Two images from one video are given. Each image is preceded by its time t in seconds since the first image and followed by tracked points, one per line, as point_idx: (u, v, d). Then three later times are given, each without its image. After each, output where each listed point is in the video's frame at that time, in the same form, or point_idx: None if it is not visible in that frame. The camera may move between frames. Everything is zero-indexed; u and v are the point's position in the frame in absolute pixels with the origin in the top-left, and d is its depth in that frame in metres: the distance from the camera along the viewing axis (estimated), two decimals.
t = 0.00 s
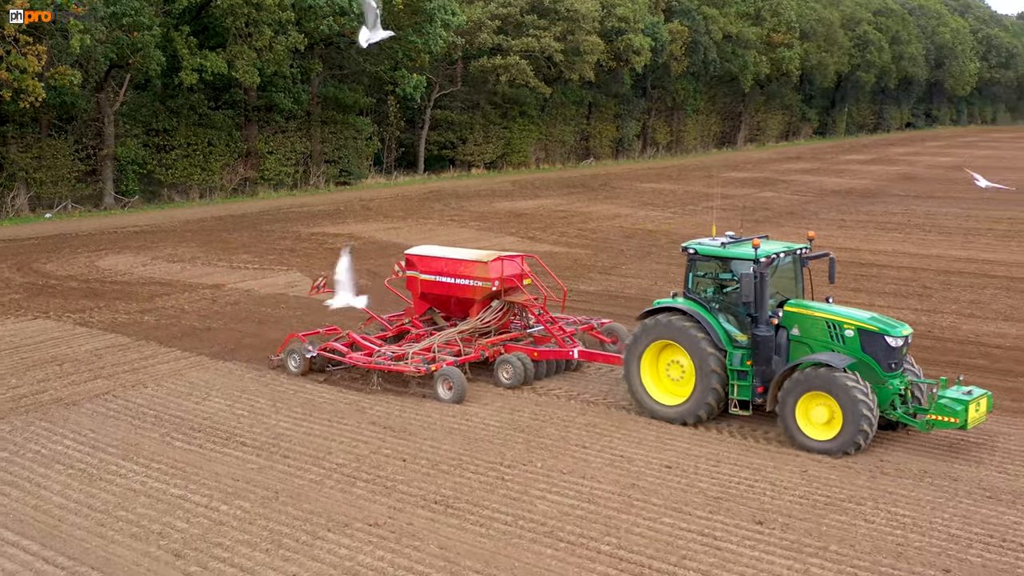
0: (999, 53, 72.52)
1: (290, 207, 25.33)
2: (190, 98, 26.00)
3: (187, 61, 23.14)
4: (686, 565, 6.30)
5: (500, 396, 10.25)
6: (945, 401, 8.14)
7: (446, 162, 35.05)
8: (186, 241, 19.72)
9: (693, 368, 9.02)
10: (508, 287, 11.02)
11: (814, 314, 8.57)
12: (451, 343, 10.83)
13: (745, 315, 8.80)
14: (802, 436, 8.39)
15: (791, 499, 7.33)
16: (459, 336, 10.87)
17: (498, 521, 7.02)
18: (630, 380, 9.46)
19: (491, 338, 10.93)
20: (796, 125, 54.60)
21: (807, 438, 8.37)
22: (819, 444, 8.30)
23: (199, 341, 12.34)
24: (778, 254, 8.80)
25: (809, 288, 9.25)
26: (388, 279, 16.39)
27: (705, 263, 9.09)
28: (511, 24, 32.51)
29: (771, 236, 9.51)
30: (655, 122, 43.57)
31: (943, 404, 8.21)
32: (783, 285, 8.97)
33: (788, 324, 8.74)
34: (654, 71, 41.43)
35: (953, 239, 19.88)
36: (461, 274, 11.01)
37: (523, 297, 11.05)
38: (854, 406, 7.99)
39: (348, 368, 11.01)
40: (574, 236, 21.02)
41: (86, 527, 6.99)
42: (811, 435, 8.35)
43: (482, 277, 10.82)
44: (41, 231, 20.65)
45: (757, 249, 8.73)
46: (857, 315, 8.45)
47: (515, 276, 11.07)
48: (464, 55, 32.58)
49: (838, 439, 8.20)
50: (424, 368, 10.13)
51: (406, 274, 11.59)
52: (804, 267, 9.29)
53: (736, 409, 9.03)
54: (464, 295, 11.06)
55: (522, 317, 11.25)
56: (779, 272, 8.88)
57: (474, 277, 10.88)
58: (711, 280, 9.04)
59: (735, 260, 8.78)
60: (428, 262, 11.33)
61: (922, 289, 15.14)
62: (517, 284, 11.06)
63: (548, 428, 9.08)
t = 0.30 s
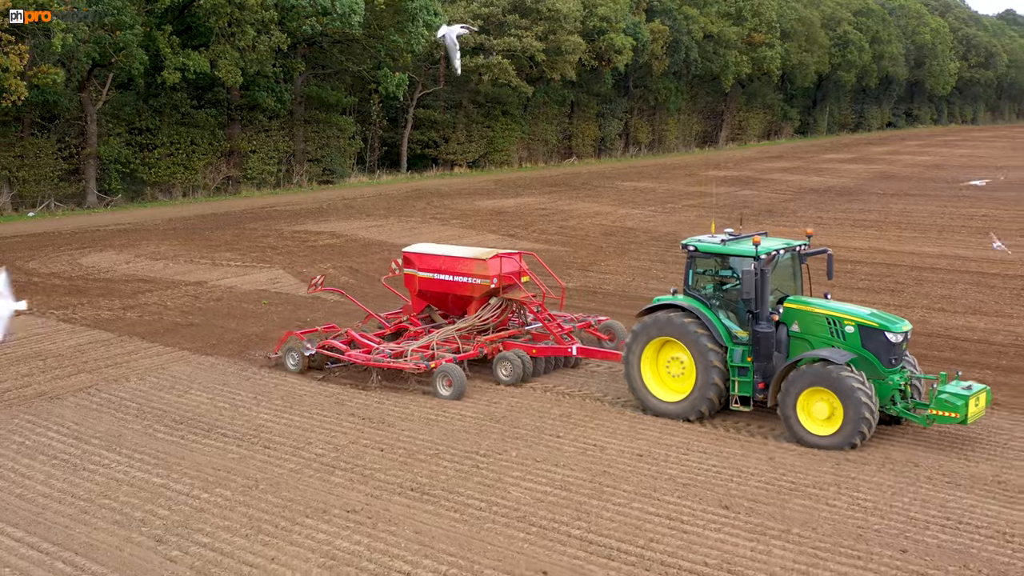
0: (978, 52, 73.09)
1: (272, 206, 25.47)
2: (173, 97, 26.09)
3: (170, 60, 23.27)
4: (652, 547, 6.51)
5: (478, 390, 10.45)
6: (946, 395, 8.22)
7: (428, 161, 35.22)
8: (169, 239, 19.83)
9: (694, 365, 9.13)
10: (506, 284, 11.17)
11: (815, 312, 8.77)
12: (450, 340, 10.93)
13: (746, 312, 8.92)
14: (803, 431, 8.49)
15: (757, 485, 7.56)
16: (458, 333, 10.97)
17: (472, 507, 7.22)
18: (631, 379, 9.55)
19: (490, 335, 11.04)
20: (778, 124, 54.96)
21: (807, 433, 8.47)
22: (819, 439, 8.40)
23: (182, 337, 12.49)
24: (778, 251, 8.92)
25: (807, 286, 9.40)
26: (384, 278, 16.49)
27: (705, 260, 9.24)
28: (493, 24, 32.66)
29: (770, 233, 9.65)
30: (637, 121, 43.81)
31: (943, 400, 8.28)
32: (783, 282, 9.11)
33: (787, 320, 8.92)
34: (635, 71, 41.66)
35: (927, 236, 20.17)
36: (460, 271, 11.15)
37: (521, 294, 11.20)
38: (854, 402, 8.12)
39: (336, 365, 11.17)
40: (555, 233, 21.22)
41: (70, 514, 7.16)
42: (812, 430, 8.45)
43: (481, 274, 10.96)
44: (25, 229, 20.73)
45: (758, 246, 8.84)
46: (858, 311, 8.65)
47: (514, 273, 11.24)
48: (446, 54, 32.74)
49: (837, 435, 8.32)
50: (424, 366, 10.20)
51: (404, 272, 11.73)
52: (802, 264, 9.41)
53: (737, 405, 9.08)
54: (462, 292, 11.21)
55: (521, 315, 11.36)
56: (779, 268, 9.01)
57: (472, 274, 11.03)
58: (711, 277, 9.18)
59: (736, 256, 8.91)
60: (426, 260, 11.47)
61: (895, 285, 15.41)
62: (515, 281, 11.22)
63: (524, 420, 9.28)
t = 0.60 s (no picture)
0: (956, 52, 73.73)
1: (254, 205, 25.60)
2: (154, 96, 26.18)
3: (151, 60, 23.35)
4: (618, 532, 6.73)
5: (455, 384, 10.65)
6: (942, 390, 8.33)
7: (410, 160, 35.37)
8: (151, 237, 19.93)
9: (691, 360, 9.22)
10: (503, 283, 11.18)
11: (812, 308, 8.82)
12: (447, 338, 10.98)
13: (743, 309, 9.00)
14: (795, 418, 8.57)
15: (721, 473, 7.80)
16: (455, 331, 11.05)
17: (445, 495, 7.42)
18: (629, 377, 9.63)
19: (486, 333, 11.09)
20: (758, 123, 55.34)
21: (799, 422, 8.57)
22: (811, 433, 8.51)
23: (163, 333, 12.64)
24: (775, 248, 9.01)
25: (804, 282, 9.47)
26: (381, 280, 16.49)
27: (702, 258, 9.30)
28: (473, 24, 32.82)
29: (766, 231, 9.74)
30: (617, 120, 44.06)
31: (940, 394, 8.39)
32: (778, 280, 9.21)
33: (785, 318, 8.96)
34: (615, 70, 41.91)
35: (900, 233, 20.48)
36: (456, 270, 11.18)
37: (516, 292, 11.20)
38: (853, 404, 8.22)
39: (332, 364, 11.28)
40: (534, 231, 21.43)
41: (51, 504, 7.32)
42: (805, 423, 8.54)
43: (477, 272, 11.01)
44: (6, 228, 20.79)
45: (756, 244, 8.92)
46: (855, 308, 8.71)
47: (510, 272, 11.20)
48: (427, 54, 32.92)
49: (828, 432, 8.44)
50: (422, 363, 10.39)
51: (401, 270, 11.76)
52: (798, 261, 9.51)
53: (736, 402, 9.18)
54: (459, 290, 11.24)
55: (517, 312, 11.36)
56: (775, 266, 9.12)
57: (469, 272, 11.07)
58: (708, 274, 9.23)
59: (734, 254, 8.97)
60: (422, 258, 11.51)
61: (866, 280, 15.68)
62: (512, 279, 11.20)
63: (497, 412, 9.48)
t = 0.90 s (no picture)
0: (934, 53, 74.34)
1: (234, 204, 25.73)
2: (133, 96, 26.29)
3: (130, 59, 23.43)
4: (582, 517, 6.96)
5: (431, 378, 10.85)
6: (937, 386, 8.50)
7: (390, 159, 35.49)
8: (130, 236, 20.03)
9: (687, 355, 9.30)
10: (497, 280, 11.25)
11: (807, 305, 9.00)
12: (441, 336, 11.04)
13: (739, 306, 9.13)
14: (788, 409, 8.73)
15: (685, 461, 8.03)
16: (450, 329, 11.10)
17: (415, 483, 7.62)
18: (626, 376, 9.70)
19: (481, 330, 11.14)
20: (737, 123, 55.71)
21: (791, 413, 8.73)
22: (802, 425, 8.68)
23: (141, 330, 12.78)
24: (770, 246, 9.20)
25: (796, 279, 9.66)
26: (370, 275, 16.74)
27: (697, 255, 9.41)
28: (453, 24, 32.98)
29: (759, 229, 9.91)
30: (597, 120, 44.34)
31: (933, 390, 8.58)
32: (772, 277, 9.40)
33: (780, 314, 9.12)
34: (595, 70, 42.15)
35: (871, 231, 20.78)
36: (450, 267, 11.21)
37: (511, 289, 11.33)
38: (849, 404, 8.38)
39: (327, 362, 11.34)
40: (511, 229, 21.63)
41: (27, 495, 7.47)
42: (796, 414, 8.70)
43: (471, 270, 11.06)
44: None
45: (751, 241, 9.08)
46: (849, 304, 8.89)
47: (504, 269, 11.31)
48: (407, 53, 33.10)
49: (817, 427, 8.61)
50: (417, 361, 10.47)
51: (394, 269, 11.76)
52: (791, 259, 9.71)
53: (732, 398, 9.35)
54: (452, 288, 11.26)
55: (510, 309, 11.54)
56: (770, 263, 9.28)
57: (463, 270, 11.11)
58: (703, 271, 9.35)
59: (730, 252, 9.10)
60: (416, 257, 11.51)
61: (838, 276, 15.96)
62: (506, 276, 11.31)
63: (470, 404, 9.68)
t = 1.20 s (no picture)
0: (910, 52, 74.94)
1: (211, 202, 25.84)
2: (110, 95, 26.40)
3: (106, 59, 23.50)
4: (544, 504, 7.19)
5: (403, 375, 11.02)
6: (928, 382, 8.51)
7: (368, 158, 35.59)
8: (107, 235, 20.12)
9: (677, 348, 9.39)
10: (488, 278, 11.33)
11: (799, 302, 9.05)
12: (434, 334, 11.08)
13: (731, 303, 9.28)
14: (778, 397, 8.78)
15: (648, 450, 8.25)
16: (441, 327, 11.11)
17: (383, 473, 7.81)
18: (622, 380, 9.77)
19: (472, 328, 11.16)
20: (715, 122, 56.06)
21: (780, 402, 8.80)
22: (784, 414, 8.79)
23: (117, 327, 12.92)
24: (763, 243, 9.28)
25: (788, 277, 9.74)
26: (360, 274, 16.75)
27: (690, 253, 9.53)
28: (430, 23, 33.09)
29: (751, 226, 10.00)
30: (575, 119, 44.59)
31: (925, 386, 8.59)
32: (765, 274, 9.48)
33: (772, 312, 9.23)
34: (572, 69, 42.41)
35: (842, 229, 21.03)
36: (441, 266, 11.25)
37: (502, 287, 11.39)
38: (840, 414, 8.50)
39: (319, 360, 11.36)
40: (487, 228, 21.81)
41: (3, 486, 7.63)
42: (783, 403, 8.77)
43: (463, 267, 11.10)
44: None
45: (744, 239, 9.21)
46: (841, 301, 8.95)
47: (496, 267, 11.38)
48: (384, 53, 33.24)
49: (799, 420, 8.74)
50: (410, 358, 10.49)
51: (385, 267, 11.77)
52: (783, 256, 9.78)
53: (724, 394, 9.40)
54: (444, 286, 11.26)
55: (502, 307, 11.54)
56: (763, 261, 9.37)
57: (454, 268, 11.14)
58: (696, 269, 9.49)
59: (724, 249, 9.23)
60: (407, 255, 11.53)
61: (806, 271, 16.23)
62: (497, 274, 11.40)
63: (439, 398, 9.86)
